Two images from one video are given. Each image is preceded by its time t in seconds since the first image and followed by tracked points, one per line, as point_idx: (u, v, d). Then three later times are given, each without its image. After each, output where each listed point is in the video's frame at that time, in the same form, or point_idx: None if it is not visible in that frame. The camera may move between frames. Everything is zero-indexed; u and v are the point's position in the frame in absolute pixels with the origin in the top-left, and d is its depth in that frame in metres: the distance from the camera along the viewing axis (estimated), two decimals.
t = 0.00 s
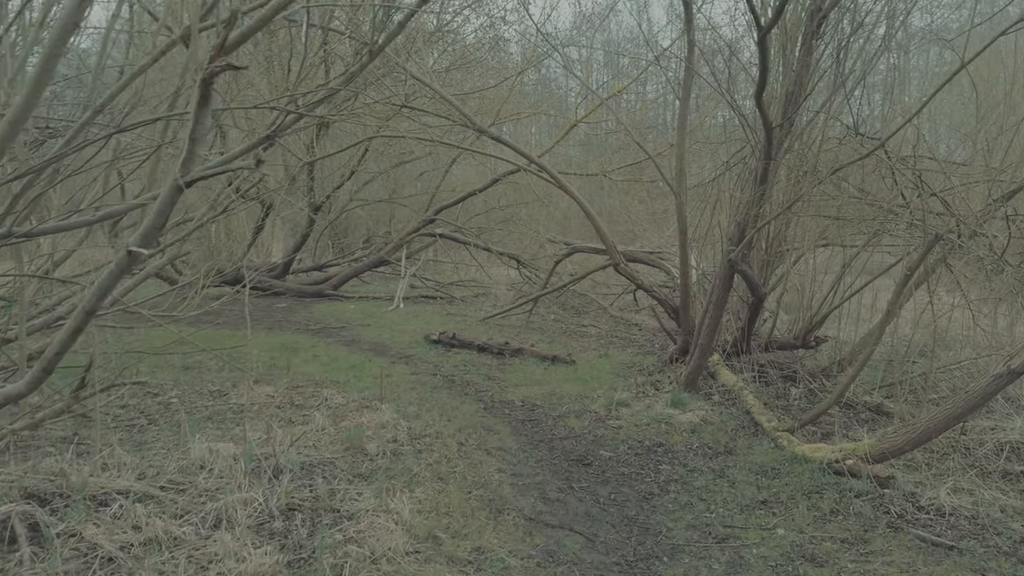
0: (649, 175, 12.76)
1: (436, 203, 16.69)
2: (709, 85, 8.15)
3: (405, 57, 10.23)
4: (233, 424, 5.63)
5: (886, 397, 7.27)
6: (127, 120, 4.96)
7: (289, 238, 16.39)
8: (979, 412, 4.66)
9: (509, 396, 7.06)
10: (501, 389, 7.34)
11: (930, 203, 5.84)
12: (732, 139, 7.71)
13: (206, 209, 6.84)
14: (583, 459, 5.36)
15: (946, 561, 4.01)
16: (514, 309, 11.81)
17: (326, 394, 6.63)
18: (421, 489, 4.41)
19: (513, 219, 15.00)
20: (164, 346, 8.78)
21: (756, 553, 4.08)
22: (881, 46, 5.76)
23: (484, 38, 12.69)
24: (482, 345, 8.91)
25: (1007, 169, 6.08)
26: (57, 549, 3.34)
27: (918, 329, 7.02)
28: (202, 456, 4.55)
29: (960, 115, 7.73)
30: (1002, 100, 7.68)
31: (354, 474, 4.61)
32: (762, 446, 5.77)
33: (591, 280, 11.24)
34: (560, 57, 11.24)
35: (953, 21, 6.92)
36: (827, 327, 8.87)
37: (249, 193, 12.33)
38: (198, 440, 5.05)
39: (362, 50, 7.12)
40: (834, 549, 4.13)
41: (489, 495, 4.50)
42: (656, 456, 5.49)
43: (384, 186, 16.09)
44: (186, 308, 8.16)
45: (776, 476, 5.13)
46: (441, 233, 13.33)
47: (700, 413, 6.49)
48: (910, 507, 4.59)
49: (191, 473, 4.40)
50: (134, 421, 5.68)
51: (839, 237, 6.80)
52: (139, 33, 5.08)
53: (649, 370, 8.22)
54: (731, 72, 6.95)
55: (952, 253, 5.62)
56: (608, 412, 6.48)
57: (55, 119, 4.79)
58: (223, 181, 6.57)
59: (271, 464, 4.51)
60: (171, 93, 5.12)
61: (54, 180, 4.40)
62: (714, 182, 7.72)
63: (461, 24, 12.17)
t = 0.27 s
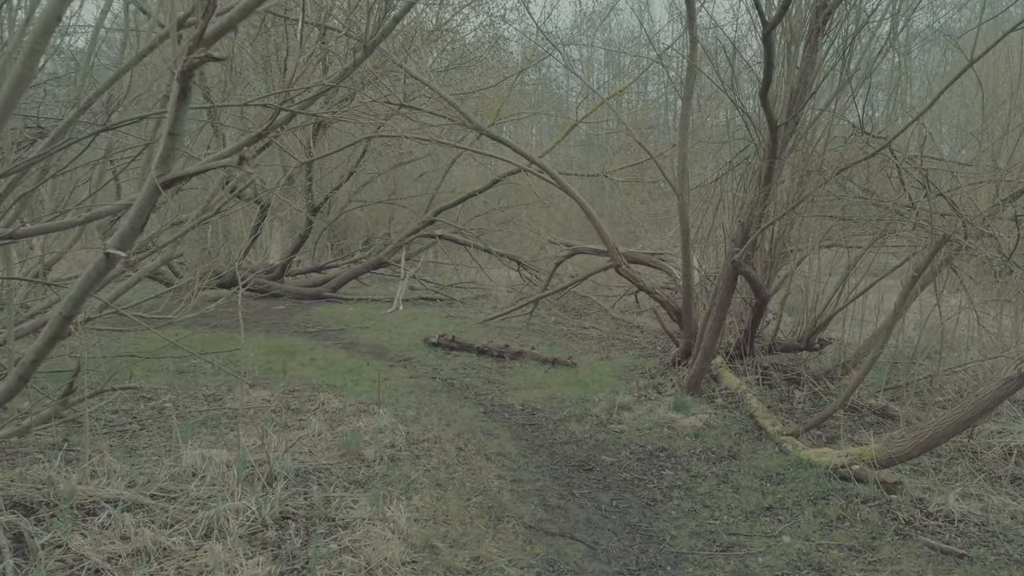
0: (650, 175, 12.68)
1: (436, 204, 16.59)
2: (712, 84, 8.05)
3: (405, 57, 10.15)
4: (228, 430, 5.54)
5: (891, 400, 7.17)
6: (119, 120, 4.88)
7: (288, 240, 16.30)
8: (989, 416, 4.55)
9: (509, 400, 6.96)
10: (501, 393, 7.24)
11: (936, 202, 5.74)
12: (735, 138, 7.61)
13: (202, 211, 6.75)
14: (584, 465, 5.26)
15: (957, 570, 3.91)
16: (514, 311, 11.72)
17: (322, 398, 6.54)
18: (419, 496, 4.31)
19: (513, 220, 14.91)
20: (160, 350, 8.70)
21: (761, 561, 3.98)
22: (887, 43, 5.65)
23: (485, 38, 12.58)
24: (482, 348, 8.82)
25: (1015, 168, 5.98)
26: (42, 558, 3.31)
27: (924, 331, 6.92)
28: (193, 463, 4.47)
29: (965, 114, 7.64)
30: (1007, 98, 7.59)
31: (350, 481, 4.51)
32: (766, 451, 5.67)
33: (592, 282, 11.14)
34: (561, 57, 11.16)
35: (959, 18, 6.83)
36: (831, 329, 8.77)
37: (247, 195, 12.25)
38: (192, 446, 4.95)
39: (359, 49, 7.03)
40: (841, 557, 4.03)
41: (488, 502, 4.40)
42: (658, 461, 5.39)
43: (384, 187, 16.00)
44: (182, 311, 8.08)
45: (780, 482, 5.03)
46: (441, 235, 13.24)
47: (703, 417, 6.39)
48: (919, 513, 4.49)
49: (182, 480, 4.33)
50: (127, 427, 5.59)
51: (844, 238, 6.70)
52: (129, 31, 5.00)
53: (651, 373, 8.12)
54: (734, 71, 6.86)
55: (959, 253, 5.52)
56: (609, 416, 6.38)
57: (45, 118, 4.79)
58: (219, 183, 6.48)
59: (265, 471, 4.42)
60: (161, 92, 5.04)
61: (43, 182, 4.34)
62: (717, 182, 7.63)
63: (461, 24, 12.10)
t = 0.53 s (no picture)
0: (653, 175, 12.59)
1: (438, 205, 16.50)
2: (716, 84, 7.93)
3: (406, 57, 10.08)
4: (224, 434, 5.46)
5: (898, 403, 7.05)
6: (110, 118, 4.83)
7: (289, 242, 16.23)
8: (1000, 420, 4.42)
9: (509, 403, 6.86)
10: (501, 396, 7.14)
11: (945, 202, 5.63)
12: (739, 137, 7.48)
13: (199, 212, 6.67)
14: (585, 470, 5.16)
15: None
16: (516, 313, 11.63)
17: (320, 401, 6.45)
18: (416, 503, 4.22)
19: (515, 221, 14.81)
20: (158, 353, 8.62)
21: (766, 570, 3.87)
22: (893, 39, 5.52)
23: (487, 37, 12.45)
24: (483, 350, 8.72)
25: None
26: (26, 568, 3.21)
27: (931, 332, 6.80)
28: (187, 469, 4.38)
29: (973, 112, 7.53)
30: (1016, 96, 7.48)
31: (347, 487, 4.43)
32: (772, 456, 5.56)
33: (595, 283, 11.04)
34: (563, 56, 11.07)
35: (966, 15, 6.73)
36: (837, 330, 8.65)
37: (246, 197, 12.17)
38: (185, 452, 4.86)
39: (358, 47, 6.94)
40: (848, 566, 3.93)
41: (487, 508, 4.30)
42: (661, 466, 5.28)
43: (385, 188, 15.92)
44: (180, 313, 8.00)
45: (786, 487, 4.93)
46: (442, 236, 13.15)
47: (707, 421, 6.27)
48: (928, 521, 4.38)
49: (175, 486, 4.24)
50: (121, 432, 5.51)
51: (850, 238, 6.59)
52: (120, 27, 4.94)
53: (654, 375, 8.02)
54: (738, 69, 6.76)
55: (968, 253, 5.40)
56: (611, 420, 6.28)
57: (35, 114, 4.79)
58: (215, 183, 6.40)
59: (259, 477, 4.34)
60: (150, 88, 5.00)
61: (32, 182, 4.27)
62: (721, 182, 7.52)
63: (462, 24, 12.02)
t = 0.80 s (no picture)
0: (659, 174, 12.48)
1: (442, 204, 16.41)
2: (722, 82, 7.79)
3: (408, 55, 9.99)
4: (220, 436, 5.37)
5: (909, 405, 6.91)
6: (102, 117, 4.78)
7: (292, 241, 16.16)
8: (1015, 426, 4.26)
9: (511, 405, 6.76)
10: (503, 397, 7.04)
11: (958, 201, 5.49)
12: (745, 135, 7.35)
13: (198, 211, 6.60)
14: (587, 474, 5.05)
15: None
16: (519, 313, 11.53)
17: (319, 402, 6.36)
18: (413, 509, 4.12)
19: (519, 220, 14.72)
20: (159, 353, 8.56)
21: None
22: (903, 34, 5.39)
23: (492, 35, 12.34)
24: (485, 351, 8.62)
25: None
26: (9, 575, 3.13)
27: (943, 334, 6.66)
28: (180, 473, 4.30)
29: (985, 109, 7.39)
30: None
31: (344, 492, 4.33)
32: (778, 461, 5.45)
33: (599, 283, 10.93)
34: (567, 54, 10.97)
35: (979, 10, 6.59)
36: (845, 332, 8.53)
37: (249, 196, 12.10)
38: (180, 455, 4.78)
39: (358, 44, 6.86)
40: None
41: (486, 515, 4.20)
42: (665, 471, 5.17)
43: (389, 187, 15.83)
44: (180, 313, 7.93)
45: (793, 494, 4.81)
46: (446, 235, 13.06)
47: (713, 425, 6.15)
48: (940, 530, 4.25)
49: (167, 491, 4.15)
50: (117, 434, 5.43)
51: (859, 238, 6.46)
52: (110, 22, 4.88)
53: (659, 377, 7.90)
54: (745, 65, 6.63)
55: (982, 253, 5.26)
56: (615, 423, 6.17)
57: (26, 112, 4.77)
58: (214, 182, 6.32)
59: (253, 481, 4.25)
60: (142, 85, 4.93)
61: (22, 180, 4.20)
62: (726, 180, 7.40)
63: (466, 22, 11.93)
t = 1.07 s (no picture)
0: (665, 174, 12.37)
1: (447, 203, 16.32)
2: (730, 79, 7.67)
3: (413, 53, 9.91)
4: (216, 437, 5.29)
5: (920, 409, 6.78)
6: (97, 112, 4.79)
7: (297, 240, 16.10)
8: None
9: (513, 407, 6.66)
10: (506, 399, 6.94)
11: (973, 200, 5.36)
12: (753, 133, 7.23)
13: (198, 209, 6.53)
14: (590, 478, 4.95)
15: None
16: (524, 313, 11.42)
17: (319, 403, 6.29)
18: (411, 515, 4.02)
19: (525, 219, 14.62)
20: (160, 352, 8.49)
21: None
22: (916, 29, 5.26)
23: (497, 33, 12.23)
24: (488, 351, 8.52)
25: None
26: None
27: (956, 337, 6.51)
28: (174, 475, 4.21)
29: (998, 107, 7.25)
30: None
31: (341, 496, 4.25)
32: (787, 466, 5.33)
33: (604, 282, 10.82)
34: (573, 52, 10.87)
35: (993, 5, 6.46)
36: (855, 333, 8.39)
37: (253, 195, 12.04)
38: (175, 456, 4.70)
39: (360, 41, 6.78)
40: None
41: (486, 521, 4.11)
42: (670, 476, 5.06)
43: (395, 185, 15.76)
44: (181, 312, 7.86)
45: (802, 501, 4.70)
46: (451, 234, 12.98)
47: (719, 428, 6.03)
48: (955, 540, 4.13)
49: (161, 494, 4.07)
50: (112, 435, 5.35)
51: (870, 237, 6.33)
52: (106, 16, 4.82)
53: (665, 379, 7.78)
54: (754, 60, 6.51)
55: (998, 254, 5.13)
56: (619, 426, 6.06)
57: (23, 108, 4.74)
58: (214, 180, 6.24)
59: (248, 484, 4.17)
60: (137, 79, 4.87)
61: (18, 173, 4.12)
62: (734, 179, 7.27)
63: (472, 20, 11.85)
